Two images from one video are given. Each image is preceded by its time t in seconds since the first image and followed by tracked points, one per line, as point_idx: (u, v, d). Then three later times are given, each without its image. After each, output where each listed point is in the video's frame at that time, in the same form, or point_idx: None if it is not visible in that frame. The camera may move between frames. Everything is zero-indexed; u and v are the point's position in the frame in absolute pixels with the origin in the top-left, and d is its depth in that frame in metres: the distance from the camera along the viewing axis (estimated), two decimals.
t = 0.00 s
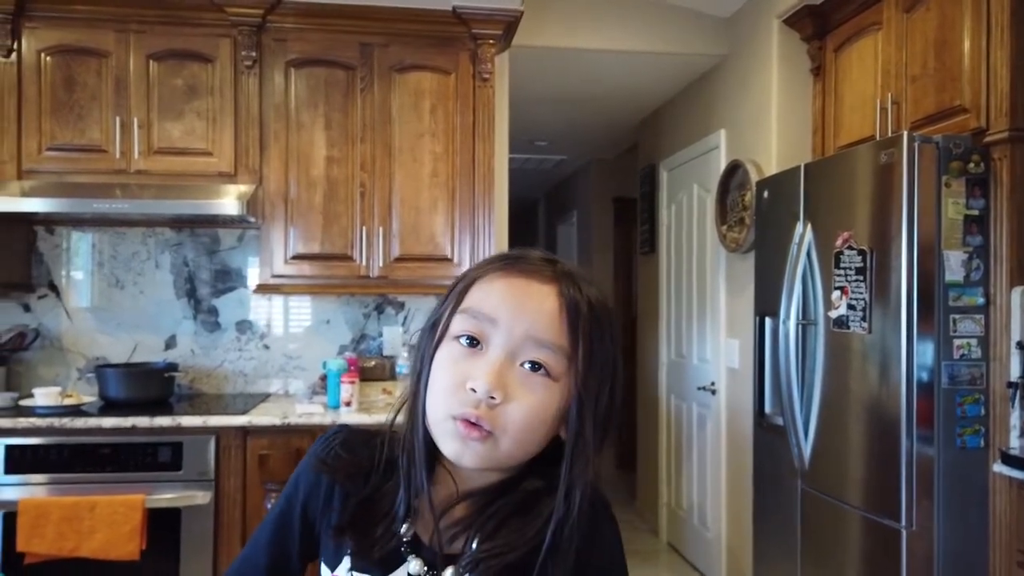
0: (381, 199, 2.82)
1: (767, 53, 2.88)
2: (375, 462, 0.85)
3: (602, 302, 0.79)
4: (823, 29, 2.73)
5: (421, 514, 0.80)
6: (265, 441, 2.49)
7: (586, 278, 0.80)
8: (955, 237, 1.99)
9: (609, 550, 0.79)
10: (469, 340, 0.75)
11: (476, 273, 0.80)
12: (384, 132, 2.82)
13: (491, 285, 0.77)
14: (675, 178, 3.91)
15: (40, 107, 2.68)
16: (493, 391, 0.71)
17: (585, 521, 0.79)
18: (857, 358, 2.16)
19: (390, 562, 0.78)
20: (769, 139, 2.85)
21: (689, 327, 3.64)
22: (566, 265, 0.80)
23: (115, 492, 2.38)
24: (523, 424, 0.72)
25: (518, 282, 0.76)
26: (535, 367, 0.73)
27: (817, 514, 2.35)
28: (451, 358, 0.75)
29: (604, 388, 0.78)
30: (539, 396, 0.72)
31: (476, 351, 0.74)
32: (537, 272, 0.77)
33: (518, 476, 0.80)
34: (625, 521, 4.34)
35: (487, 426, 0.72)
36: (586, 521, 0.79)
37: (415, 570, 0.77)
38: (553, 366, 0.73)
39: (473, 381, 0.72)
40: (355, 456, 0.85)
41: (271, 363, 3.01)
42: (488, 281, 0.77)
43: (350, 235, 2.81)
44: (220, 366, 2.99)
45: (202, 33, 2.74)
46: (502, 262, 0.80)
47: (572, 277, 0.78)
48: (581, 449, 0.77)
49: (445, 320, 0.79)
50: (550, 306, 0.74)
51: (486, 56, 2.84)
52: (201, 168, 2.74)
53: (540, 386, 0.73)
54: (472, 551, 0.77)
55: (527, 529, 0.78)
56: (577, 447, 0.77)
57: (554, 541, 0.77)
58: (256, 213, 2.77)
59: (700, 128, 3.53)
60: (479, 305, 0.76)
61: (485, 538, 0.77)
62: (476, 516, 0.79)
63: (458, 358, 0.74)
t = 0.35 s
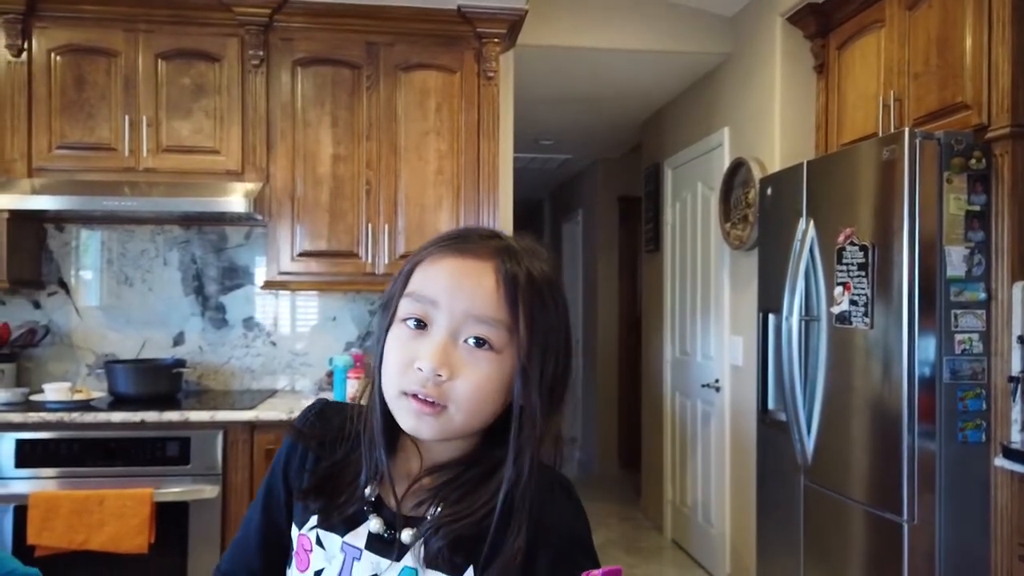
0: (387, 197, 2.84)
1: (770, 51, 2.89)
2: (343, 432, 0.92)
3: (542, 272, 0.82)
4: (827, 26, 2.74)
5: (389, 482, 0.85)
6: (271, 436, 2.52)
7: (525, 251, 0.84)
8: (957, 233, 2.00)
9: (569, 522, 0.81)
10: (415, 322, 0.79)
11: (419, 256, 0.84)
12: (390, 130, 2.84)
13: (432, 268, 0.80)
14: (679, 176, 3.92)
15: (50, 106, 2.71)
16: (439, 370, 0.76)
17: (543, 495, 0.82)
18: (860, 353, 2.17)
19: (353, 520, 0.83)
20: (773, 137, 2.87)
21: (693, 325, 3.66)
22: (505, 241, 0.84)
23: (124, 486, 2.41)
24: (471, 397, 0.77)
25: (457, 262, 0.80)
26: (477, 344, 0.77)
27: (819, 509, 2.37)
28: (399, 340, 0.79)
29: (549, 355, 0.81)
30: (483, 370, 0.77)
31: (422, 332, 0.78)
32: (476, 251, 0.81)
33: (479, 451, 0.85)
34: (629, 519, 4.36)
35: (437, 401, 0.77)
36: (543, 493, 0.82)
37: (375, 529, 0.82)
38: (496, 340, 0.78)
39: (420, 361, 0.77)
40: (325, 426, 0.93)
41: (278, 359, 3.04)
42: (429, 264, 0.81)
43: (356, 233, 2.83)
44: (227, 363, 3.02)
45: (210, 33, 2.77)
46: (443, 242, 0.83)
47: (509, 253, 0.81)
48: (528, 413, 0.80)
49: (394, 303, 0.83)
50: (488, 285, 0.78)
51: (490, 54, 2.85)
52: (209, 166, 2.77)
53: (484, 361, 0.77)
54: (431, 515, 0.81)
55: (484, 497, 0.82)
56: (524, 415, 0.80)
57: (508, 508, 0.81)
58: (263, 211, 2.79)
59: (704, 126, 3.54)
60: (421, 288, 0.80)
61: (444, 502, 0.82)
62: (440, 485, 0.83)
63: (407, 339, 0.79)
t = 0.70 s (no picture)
0: (394, 196, 2.86)
1: (776, 51, 2.90)
2: (326, 415, 0.93)
3: (505, 254, 0.85)
4: (833, 26, 2.74)
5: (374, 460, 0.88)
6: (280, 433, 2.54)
7: (488, 235, 0.86)
8: (963, 231, 2.00)
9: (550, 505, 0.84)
10: (387, 307, 0.81)
11: (387, 246, 0.86)
12: (397, 130, 2.86)
13: (400, 256, 0.83)
14: (685, 176, 3.93)
15: (61, 107, 2.73)
16: (413, 351, 0.78)
17: (525, 476, 0.85)
18: (866, 353, 2.17)
19: (342, 495, 0.86)
20: (779, 137, 2.87)
21: (700, 325, 3.66)
22: (468, 225, 0.86)
23: (134, 483, 2.43)
24: (445, 375, 0.79)
25: (424, 249, 0.82)
26: (449, 324, 0.80)
27: (826, 507, 2.37)
28: (373, 326, 0.81)
29: (516, 334, 0.84)
30: (456, 349, 0.79)
31: (395, 316, 0.80)
32: (441, 237, 0.83)
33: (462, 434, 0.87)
34: (636, 518, 4.36)
35: (414, 380, 0.79)
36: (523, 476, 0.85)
37: (364, 501, 0.84)
38: (465, 320, 0.80)
39: (394, 344, 0.79)
40: (308, 412, 0.95)
41: (287, 358, 3.06)
42: (397, 252, 0.83)
43: (363, 232, 2.85)
44: (237, 361, 3.05)
45: (219, 34, 2.79)
46: (409, 231, 0.85)
47: (473, 237, 0.83)
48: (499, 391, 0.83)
49: (366, 290, 0.85)
50: (455, 267, 0.81)
51: (497, 54, 2.87)
52: (218, 166, 2.79)
53: (456, 340, 0.80)
54: (418, 489, 0.84)
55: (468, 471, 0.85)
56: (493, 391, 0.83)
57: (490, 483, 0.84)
58: (271, 211, 2.81)
59: (710, 126, 3.55)
60: (392, 275, 0.82)
61: (429, 476, 0.84)
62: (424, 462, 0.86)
63: (380, 324, 0.81)
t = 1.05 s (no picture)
0: (403, 197, 2.86)
1: (786, 51, 2.89)
2: (356, 419, 0.94)
3: (520, 248, 0.85)
4: (843, 26, 2.74)
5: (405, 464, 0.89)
6: (290, 433, 2.55)
7: (502, 230, 0.86)
8: (974, 232, 2.00)
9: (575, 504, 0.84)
10: (409, 313, 0.82)
11: (402, 251, 0.86)
12: (406, 131, 2.87)
13: (416, 260, 0.83)
14: (693, 176, 3.92)
15: (72, 108, 2.75)
16: (438, 356, 0.79)
17: (552, 476, 0.85)
18: (876, 353, 2.17)
19: (374, 498, 0.87)
20: (788, 137, 2.87)
21: (708, 325, 3.66)
22: (480, 221, 0.86)
23: (145, 482, 2.45)
24: (472, 377, 0.80)
25: (440, 252, 0.82)
26: (471, 326, 0.80)
27: (835, 508, 2.37)
28: (396, 333, 0.82)
29: (535, 325, 0.84)
30: (480, 350, 0.80)
31: (417, 322, 0.81)
32: (456, 238, 0.83)
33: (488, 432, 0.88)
34: (644, 518, 4.36)
35: (442, 385, 0.80)
36: (550, 476, 0.85)
37: (395, 504, 0.85)
38: (487, 320, 0.81)
39: (419, 350, 0.80)
40: (339, 416, 0.96)
41: (296, 357, 3.08)
42: (413, 258, 0.83)
43: (372, 232, 2.86)
44: (246, 361, 3.06)
45: (229, 35, 2.80)
46: (422, 233, 0.86)
47: (487, 234, 0.84)
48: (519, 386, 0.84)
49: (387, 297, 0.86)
50: (473, 269, 0.81)
51: (506, 55, 2.87)
52: (228, 167, 2.81)
53: (479, 341, 0.80)
54: (448, 492, 0.85)
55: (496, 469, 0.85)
56: (518, 387, 0.84)
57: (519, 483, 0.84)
58: (281, 211, 2.82)
59: (719, 126, 3.55)
60: (411, 280, 0.82)
61: (459, 478, 0.85)
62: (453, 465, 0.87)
63: (403, 330, 0.82)
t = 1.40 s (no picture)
0: (409, 196, 2.86)
1: (794, 50, 2.88)
2: (366, 421, 0.94)
3: (530, 249, 0.85)
4: (851, 24, 2.73)
5: (417, 468, 0.89)
6: (297, 432, 2.55)
7: (510, 232, 0.85)
8: (984, 231, 1.99)
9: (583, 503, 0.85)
10: (423, 322, 0.82)
11: (411, 260, 0.85)
12: (413, 130, 2.87)
13: (427, 269, 0.82)
14: (701, 175, 3.91)
15: (81, 108, 2.76)
16: (455, 366, 0.79)
17: (559, 476, 0.85)
18: (885, 353, 2.16)
19: (386, 503, 0.87)
20: (796, 136, 2.86)
21: (715, 325, 3.65)
22: (487, 225, 0.85)
23: (153, 481, 2.45)
24: (489, 384, 0.80)
25: (451, 260, 0.82)
26: (486, 334, 0.80)
27: (843, 508, 2.36)
28: (411, 343, 0.82)
29: (547, 327, 0.84)
30: (496, 357, 0.80)
31: (432, 332, 0.81)
32: (466, 245, 0.83)
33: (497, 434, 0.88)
34: (651, 518, 4.35)
35: (460, 393, 0.80)
36: (558, 476, 0.85)
37: (407, 509, 0.85)
38: (502, 327, 0.80)
39: (436, 360, 0.79)
40: (348, 419, 0.95)
41: (303, 357, 3.08)
42: (424, 267, 0.83)
43: (379, 232, 2.86)
44: (253, 360, 3.07)
45: (237, 35, 2.81)
46: (431, 239, 0.85)
47: (495, 239, 0.83)
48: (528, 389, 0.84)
49: (399, 306, 0.85)
50: (485, 277, 0.80)
51: (512, 54, 2.86)
52: (236, 167, 2.81)
53: (495, 347, 0.80)
54: (459, 497, 0.85)
55: (506, 472, 0.85)
56: (531, 392, 0.84)
57: (530, 486, 0.85)
58: (288, 210, 2.83)
59: (726, 125, 3.54)
60: (423, 289, 0.82)
61: (470, 483, 0.85)
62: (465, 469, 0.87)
63: (418, 340, 0.81)
